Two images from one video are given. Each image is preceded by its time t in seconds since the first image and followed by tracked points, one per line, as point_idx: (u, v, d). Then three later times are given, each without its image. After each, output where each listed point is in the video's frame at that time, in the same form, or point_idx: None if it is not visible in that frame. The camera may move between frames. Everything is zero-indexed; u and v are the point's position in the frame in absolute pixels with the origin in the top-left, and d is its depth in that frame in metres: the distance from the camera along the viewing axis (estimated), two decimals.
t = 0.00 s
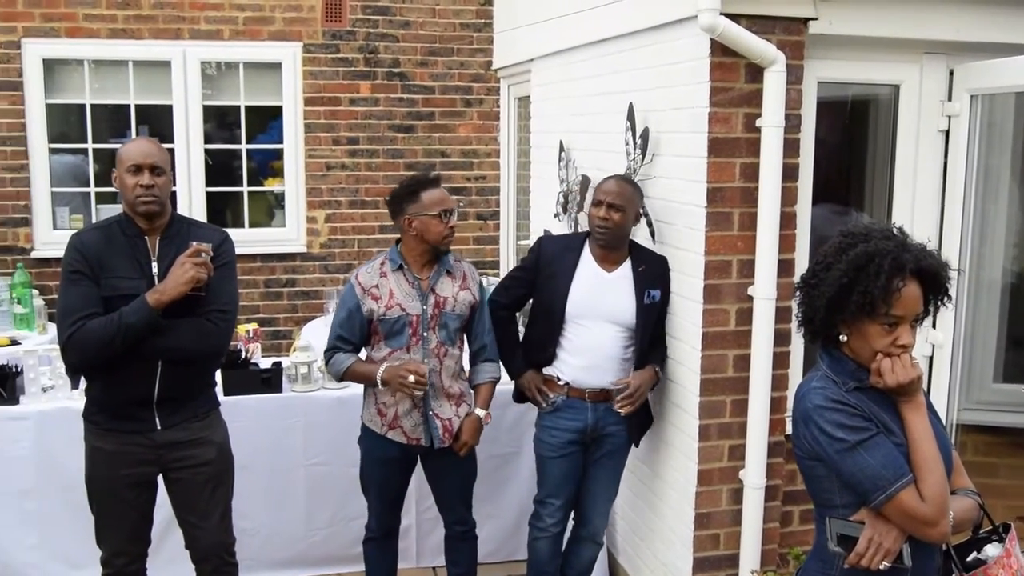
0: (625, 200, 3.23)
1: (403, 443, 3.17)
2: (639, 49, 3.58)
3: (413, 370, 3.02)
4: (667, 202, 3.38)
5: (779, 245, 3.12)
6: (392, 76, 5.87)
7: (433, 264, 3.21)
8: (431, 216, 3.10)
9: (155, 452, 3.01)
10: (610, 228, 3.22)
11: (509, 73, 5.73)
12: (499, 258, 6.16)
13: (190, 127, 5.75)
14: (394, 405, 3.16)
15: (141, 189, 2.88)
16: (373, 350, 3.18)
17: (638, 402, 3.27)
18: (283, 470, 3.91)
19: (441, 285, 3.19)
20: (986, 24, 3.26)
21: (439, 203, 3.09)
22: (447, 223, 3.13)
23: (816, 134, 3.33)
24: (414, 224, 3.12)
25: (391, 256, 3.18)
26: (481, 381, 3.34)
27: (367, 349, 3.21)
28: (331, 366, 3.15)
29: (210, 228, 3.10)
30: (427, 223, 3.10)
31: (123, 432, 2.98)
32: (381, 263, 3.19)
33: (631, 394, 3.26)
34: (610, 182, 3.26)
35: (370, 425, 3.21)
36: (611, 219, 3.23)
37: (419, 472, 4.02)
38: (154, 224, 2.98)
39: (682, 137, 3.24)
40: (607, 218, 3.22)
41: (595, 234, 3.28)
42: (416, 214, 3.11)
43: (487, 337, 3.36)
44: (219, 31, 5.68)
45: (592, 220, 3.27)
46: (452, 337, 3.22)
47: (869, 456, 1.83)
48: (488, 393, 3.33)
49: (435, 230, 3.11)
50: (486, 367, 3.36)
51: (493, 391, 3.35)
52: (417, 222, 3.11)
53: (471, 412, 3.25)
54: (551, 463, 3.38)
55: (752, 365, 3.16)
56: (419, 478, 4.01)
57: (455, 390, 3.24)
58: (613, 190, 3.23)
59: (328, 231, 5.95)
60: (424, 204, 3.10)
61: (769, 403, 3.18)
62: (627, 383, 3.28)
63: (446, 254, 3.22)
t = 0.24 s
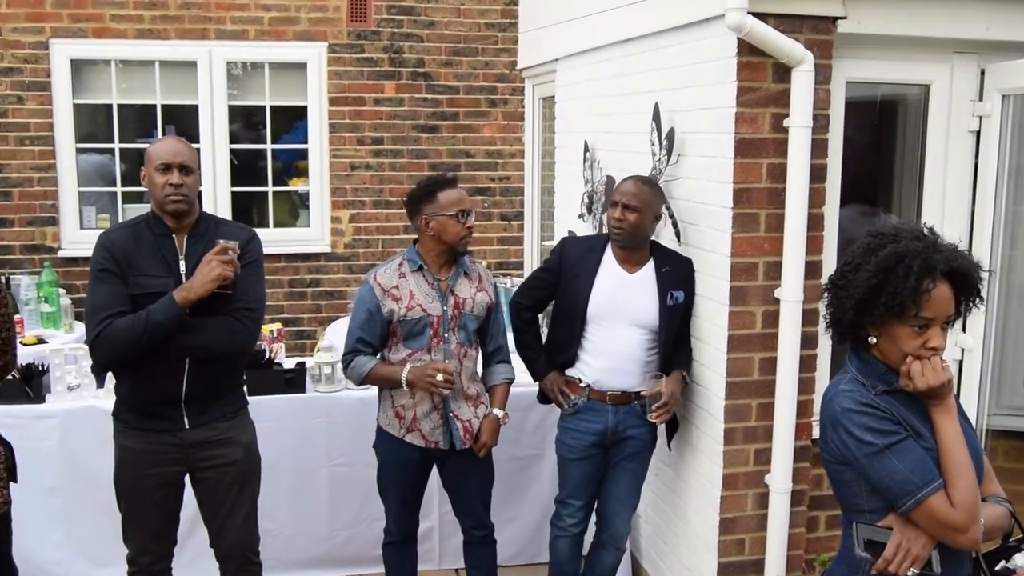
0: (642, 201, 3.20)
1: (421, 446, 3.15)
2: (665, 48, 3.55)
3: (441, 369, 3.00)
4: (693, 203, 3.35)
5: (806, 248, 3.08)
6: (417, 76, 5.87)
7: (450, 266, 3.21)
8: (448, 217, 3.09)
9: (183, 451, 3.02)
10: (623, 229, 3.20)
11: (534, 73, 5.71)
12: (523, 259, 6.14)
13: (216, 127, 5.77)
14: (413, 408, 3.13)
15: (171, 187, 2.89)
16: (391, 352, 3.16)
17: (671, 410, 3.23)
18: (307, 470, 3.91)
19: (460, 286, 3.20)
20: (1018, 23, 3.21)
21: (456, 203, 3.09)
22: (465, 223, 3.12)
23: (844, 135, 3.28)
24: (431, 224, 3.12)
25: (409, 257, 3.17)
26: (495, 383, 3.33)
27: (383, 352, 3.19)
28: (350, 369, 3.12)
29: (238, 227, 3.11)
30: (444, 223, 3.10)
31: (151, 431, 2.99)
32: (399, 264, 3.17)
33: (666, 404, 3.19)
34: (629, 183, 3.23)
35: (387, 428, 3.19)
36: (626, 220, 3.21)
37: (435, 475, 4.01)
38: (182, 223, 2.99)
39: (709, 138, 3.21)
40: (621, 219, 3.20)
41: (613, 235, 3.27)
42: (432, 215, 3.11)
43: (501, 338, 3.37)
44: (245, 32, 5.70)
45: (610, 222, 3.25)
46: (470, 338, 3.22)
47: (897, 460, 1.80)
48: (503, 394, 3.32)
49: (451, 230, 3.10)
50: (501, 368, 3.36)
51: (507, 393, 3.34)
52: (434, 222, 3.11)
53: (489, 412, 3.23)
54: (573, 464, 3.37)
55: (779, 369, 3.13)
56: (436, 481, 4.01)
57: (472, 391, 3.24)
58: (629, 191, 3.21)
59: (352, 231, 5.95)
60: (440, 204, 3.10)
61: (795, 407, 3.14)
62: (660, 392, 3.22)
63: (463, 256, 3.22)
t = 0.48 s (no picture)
0: (660, 209, 3.17)
1: (434, 451, 3.14)
2: (694, 50, 3.53)
3: (459, 373, 3.00)
4: (721, 206, 3.33)
5: (837, 252, 3.04)
6: (443, 78, 5.87)
7: (465, 271, 3.19)
8: (452, 224, 3.07)
9: (215, 453, 3.02)
10: (639, 236, 3.18)
11: (560, 75, 5.69)
12: (549, 261, 6.13)
13: (244, 130, 5.79)
14: (428, 412, 3.13)
15: (203, 189, 2.90)
16: (406, 356, 3.15)
17: (679, 413, 3.21)
18: (333, 472, 3.91)
19: (476, 291, 3.19)
20: None
21: (460, 210, 3.05)
22: (470, 231, 3.07)
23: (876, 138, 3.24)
24: (439, 230, 3.10)
25: (425, 261, 3.15)
26: (509, 388, 3.30)
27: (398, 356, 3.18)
28: (365, 373, 3.11)
29: (269, 228, 3.11)
30: (449, 230, 3.08)
31: (182, 432, 2.99)
32: (416, 268, 3.16)
33: (671, 406, 3.20)
34: (648, 190, 3.19)
35: (399, 432, 3.18)
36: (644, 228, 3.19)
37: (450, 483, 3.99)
38: (213, 225, 2.99)
39: (738, 140, 3.18)
40: (636, 226, 3.18)
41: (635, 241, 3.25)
42: (439, 221, 3.10)
43: (515, 344, 3.35)
44: (272, 35, 5.71)
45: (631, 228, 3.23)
46: (485, 343, 3.21)
47: (924, 468, 1.77)
48: (517, 400, 3.29)
49: (455, 238, 3.07)
50: (515, 373, 3.33)
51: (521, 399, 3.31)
52: (441, 229, 3.10)
53: (503, 417, 3.22)
54: (595, 467, 3.35)
55: (808, 374, 3.09)
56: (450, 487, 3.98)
57: (487, 397, 3.22)
58: (646, 198, 3.18)
59: (378, 234, 5.96)
60: (445, 212, 3.07)
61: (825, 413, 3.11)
62: (667, 394, 3.22)
63: (476, 262, 3.21)
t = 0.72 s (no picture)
0: (678, 215, 3.14)
1: (437, 457, 3.12)
2: (716, 54, 3.50)
3: (458, 382, 2.96)
4: (743, 211, 3.30)
5: (861, 258, 3.01)
6: (463, 82, 5.86)
7: (473, 278, 3.17)
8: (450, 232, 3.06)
9: (237, 456, 3.01)
10: (656, 244, 3.16)
11: (580, 79, 5.67)
12: (568, 265, 6.11)
13: (264, 133, 5.80)
14: (431, 417, 3.12)
15: (225, 191, 2.89)
16: (412, 361, 3.15)
17: (691, 414, 3.18)
18: (352, 476, 3.90)
19: (484, 298, 3.16)
20: None
21: (454, 219, 3.03)
22: (465, 240, 3.04)
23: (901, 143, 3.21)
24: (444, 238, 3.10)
25: (433, 268, 3.15)
26: (516, 396, 3.26)
27: (405, 361, 3.18)
28: (370, 377, 3.12)
29: (291, 230, 3.11)
30: (448, 238, 3.07)
31: (205, 435, 2.99)
32: (423, 274, 3.16)
33: (683, 406, 3.17)
34: (668, 196, 3.17)
35: (404, 436, 3.18)
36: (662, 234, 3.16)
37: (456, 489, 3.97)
38: (236, 227, 2.99)
39: (760, 144, 3.15)
40: (654, 233, 3.16)
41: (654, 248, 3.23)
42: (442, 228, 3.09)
43: (525, 351, 3.31)
44: (293, 38, 5.72)
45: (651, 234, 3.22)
46: (492, 351, 3.18)
47: (939, 476, 1.74)
48: (523, 407, 3.24)
49: (450, 246, 3.06)
50: (522, 382, 3.29)
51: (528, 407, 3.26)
52: (444, 236, 3.09)
53: (509, 424, 3.19)
54: (608, 470, 3.34)
55: (831, 381, 3.06)
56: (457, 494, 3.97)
57: (493, 405, 3.19)
58: (664, 205, 3.16)
59: (397, 237, 5.95)
60: (445, 220, 3.06)
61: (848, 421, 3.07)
62: (679, 395, 3.19)
63: (485, 269, 3.19)
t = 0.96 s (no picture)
0: (706, 220, 3.13)
1: (458, 463, 3.11)
2: (742, 59, 3.48)
3: (465, 386, 2.96)
4: (770, 217, 3.28)
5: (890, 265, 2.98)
6: (486, 87, 5.86)
7: (495, 282, 3.15)
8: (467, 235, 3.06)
9: (263, 462, 3.01)
10: (683, 248, 3.14)
11: (604, 84, 5.66)
12: (591, 271, 6.09)
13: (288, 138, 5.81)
14: (450, 422, 3.11)
15: (252, 197, 2.90)
16: (433, 366, 3.15)
17: (717, 424, 3.13)
18: (377, 481, 3.90)
19: (503, 302, 3.13)
20: None
21: (470, 221, 3.03)
22: (483, 242, 3.03)
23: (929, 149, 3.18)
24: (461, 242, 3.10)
25: (453, 273, 3.15)
26: (544, 404, 3.24)
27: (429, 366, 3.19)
28: (391, 379, 3.16)
29: (319, 235, 3.11)
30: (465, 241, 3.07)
31: (233, 440, 2.99)
32: (445, 280, 3.16)
33: (710, 415, 3.13)
34: (694, 201, 3.16)
35: (427, 442, 3.18)
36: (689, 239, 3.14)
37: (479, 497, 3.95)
38: (264, 233, 2.99)
39: (787, 150, 3.13)
40: (681, 238, 3.14)
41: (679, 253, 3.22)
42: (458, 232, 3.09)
43: (557, 360, 3.26)
44: (317, 43, 5.74)
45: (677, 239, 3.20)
46: (513, 355, 3.13)
47: (961, 488, 1.72)
48: (551, 416, 3.22)
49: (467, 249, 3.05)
50: (552, 391, 3.26)
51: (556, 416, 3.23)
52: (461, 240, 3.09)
53: (530, 433, 3.14)
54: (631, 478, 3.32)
55: (859, 389, 3.03)
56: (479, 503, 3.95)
57: (515, 412, 3.14)
58: (690, 209, 3.14)
59: (420, 242, 5.96)
60: (462, 223, 3.06)
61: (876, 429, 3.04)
62: (704, 404, 3.15)
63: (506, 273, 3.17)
